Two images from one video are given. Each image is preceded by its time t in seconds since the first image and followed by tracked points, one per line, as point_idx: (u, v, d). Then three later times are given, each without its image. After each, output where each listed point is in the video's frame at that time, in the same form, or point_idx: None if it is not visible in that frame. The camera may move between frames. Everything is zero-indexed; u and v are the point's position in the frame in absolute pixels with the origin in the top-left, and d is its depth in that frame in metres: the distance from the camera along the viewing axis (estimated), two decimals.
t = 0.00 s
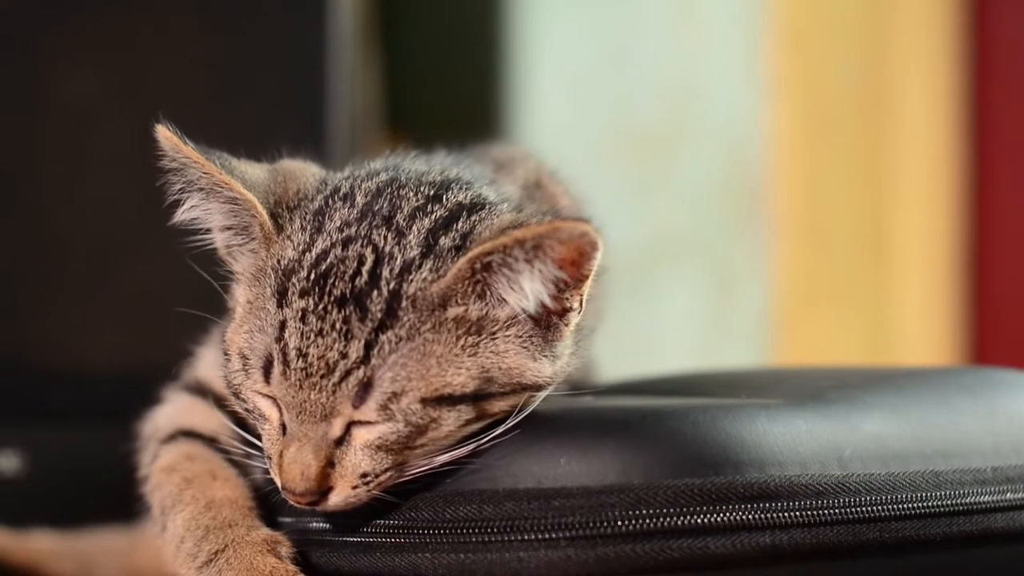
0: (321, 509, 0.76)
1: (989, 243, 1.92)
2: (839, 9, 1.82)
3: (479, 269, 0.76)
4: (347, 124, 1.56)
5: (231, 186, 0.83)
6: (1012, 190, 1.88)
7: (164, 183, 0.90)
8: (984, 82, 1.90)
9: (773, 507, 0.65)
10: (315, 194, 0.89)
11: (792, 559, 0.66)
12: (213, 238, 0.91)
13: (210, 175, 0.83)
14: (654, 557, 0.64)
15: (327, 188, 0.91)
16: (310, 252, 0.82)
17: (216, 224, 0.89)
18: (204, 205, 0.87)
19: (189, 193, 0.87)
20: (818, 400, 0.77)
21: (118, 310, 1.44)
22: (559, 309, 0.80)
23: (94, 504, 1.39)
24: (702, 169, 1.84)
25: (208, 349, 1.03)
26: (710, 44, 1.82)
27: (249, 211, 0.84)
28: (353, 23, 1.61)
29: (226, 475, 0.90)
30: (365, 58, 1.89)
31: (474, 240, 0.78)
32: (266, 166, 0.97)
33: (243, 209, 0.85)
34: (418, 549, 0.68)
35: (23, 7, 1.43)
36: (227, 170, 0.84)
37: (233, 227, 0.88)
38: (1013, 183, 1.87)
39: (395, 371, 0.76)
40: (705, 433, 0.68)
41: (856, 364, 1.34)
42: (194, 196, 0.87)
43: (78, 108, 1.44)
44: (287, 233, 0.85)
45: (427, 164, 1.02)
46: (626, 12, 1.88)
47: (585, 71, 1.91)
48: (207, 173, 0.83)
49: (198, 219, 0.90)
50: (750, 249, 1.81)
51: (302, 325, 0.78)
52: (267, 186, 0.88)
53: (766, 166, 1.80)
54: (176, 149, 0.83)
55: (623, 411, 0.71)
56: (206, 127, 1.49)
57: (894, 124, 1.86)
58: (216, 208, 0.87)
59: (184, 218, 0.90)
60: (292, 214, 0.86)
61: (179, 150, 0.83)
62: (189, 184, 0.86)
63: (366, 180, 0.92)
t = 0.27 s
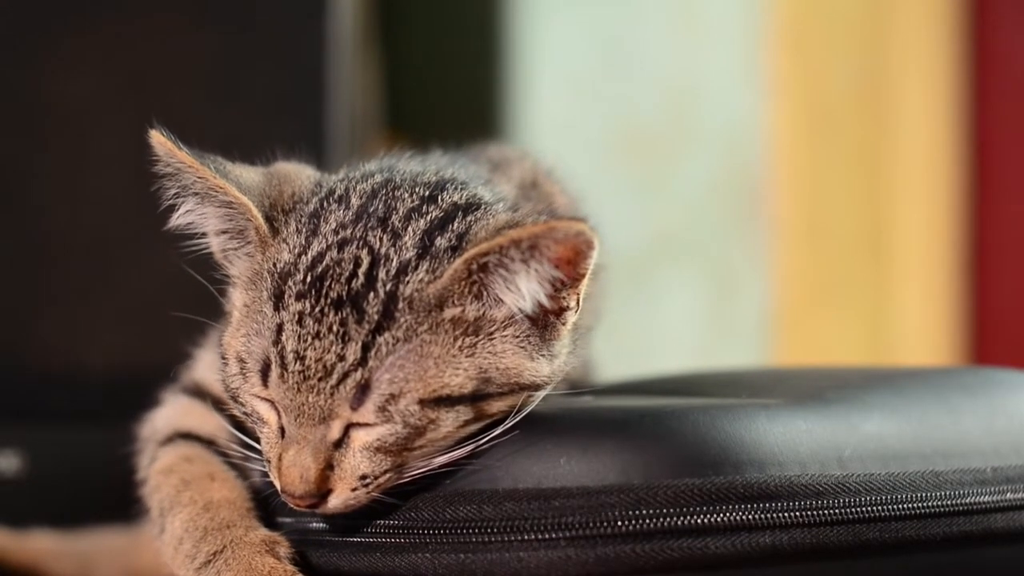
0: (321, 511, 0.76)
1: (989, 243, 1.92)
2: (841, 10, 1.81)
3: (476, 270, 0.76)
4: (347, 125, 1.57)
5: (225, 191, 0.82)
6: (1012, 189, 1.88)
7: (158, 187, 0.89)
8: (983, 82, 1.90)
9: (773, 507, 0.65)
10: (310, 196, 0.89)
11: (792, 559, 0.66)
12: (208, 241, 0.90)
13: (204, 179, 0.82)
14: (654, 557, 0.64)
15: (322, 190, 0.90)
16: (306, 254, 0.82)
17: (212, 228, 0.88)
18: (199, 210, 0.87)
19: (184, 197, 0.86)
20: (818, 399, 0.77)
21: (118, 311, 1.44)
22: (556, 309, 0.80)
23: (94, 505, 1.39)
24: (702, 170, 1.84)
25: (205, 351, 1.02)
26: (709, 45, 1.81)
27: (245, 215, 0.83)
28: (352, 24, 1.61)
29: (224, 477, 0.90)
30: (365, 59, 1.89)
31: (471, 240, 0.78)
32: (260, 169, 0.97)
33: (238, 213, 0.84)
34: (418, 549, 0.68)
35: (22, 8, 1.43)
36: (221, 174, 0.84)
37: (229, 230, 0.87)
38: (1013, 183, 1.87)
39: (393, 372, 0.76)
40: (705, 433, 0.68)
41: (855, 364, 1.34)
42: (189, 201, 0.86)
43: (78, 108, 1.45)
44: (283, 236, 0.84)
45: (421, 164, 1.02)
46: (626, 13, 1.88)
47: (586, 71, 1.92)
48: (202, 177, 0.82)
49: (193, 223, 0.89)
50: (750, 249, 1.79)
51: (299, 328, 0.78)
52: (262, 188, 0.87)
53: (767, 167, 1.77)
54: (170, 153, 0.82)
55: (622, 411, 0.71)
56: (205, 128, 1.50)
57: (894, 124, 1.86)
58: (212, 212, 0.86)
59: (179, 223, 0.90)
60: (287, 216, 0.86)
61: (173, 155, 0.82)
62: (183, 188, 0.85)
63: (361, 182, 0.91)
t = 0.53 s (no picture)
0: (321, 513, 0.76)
1: (989, 243, 1.92)
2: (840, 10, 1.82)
3: (472, 270, 0.76)
4: (348, 125, 1.57)
5: (221, 194, 0.82)
6: (1012, 189, 1.88)
7: (153, 192, 0.89)
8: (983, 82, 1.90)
9: (773, 507, 0.65)
10: (306, 198, 0.89)
11: (792, 559, 0.66)
12: (205, 246, 0.90)
13: (200, 183, 0.82)
14: (654, 557, 0.64)
15: (318, 192, 0.90)
16: (303, 256, 0.82)
17: (208, 232, 0.88)
18: (196, 214, 0.87)
19: (180, 201, 0.86)
20: (817, 399, 0.77)
21: (117, 312, 1.44)
22: (553, 309, 0.80)
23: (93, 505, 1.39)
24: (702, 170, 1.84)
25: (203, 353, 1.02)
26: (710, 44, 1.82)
27: (240, 218, 0.83)
28: (352, 25, 1.62)
29: (223, 478, 0.90)
30: (365, 60, 1.89)
31: (467, 241, 0.78)
32: (254, 171, 0.97)
33: (234, 217, 0.84)
34: (418, 549, 0.68)
35: (22, 9, 1.43)
36: (216, 178, 0.84)
37: (225, 233, 0.87)
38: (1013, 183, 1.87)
39: (391, 373, 0.76)
40: (704, 433, 0.68)
41: (854, 364, 1.34)
42: (184, 205, 0.86)
43: (78, 109, 1.45)
44: (279, 239, 0.84)
45: (417, 165, 1.02)
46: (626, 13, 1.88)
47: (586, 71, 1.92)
48: (197, 181, 0.82)
49: (189, 227, 0.89)
50: (750, 248, 1.80)
51: (296, 330, 0.78)
52: (258, 191, 0.87)
53: (767, 167, 1.79)
54: (165, 157, 0.82)
55: (621, 412, 0.71)
56: (205, 129, 1.50)
57: (892, 124, 1.87)
58: (207, 216, 0.86)
59: (175, 227, 0.89)
60: (283, 219, 0.86)
61: (168, 159, 0.83)
62: (179, 192, 0.85)
63: (356, 183, 0.91)
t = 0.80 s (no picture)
0: (320, 514, 0.76)
1: (989, 243, 1.92)
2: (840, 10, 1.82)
3: (469, 271, 0.76)
4: (348, 125, 1.57)
5: (217, 197, 0.82)
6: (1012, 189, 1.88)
7: (149, 196, 0.89)
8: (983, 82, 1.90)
9: (773, 507, 0.65)
10: (303, 200, 0.88)
11: (792, 559, 0.66)
12: (202, 248, 0.90)
13: (196, 186, 0.82)
14: (654, 557, 0.64)
15: (314, 194, 0.90)
16: (300, 259, 0.82)
17: (205, 234, 0.88)
18: (192, 217, 0.87)
19: (176, 205, 0.86)
20: (817, 399, 0.77)
21: (116, 313, 1.44)
22: (550, 309, 0.80)
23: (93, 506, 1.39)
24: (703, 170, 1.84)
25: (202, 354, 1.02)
26: (710, 44, 1.82)
27: (237, 221, 0.84)
28: (352, 25, 1.62)
29: (222, 479, 0.90)
30: (365, 60, 1.89)
31: (464, 241, 0.78)
32: (251, 174, 0.96)
33: (231, 219, 0.84)
34: (418, 550, 0.68)
35: (21, 9, 1.43)
36: (212, 180, 0.84)
37: (222, 236, 0.87)
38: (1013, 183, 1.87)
39: (388, 375, 0.76)
40: (704, 433, 0.68)
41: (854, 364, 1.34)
42: (181, 208, 0.86)
43: (78, 109, 1.45)
44: (276, 241, 0.84)
45: (414, 165, 1.02)
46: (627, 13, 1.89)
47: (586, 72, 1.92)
48: (193, 185, 0.82)
49: (186, 230, 0.89)
50: (750, 248, 1.80)
51: (293, 332, 0.78)
52: (254, 193, 0.87)
53: (767, 168, 1.79)
54: (161, 161, 0.82)
55: (621, 412, 0.71)
56: (205, 129, 1.50)
57: (892, 125, 1.87)
58: (204, 219, 0.86)
59: (172, 231, 0.89)
60: (279, 222, 0.86)
61: (164, 162, 0.82)
62: (175, 196, 0.85)
63: (353, 185, 0.91)
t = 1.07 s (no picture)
0: (320, 516, 0.76)
1: (989, 243, 1.92)
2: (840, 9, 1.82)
3: (467, 272, 0.76)
4: (348, 125, 1.57)
5: (214, 199, 0.82)
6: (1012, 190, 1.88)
7: (146, 199, 0.89)
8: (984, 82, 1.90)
9: (773, 507, 0.65)
10: (300, 202, 0.88)
11: (792, 559, 0.66)
12: (200, 250, 0.90)
13: (193, 189, 0.82)
14: (654, 557, 0.64)
15: (312, 195, 0.90)
16: (297, 260, 0.82)
17: (203, 236, 0.88)
18: (190, 219, 0.87)
19: (173, 208, 0.86)
20: (817, 399, 0.77)
21: (116, 313, 1.44)
22: (548, 309, 0.80)
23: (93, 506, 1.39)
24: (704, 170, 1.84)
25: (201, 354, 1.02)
26: (710, 43, 1.82)
27: (234, 222, 0.83)
28: (352, 25, 1.62)
29: (221, 479, 0.90)
30: (365, 60, 1.89)
31: (461, 242, 0.78)
32: (248, 175, 0.96)
33: (228, 221, 0.84)
34: (418, 550, 0.68)
35: (21, 9, 1.43)
36: (209, 183, 0.84)
37: (219, 238, 0.87)
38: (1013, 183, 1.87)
39: (386, 376, 0.76)
40: (704, 433, 0.68)
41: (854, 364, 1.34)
42: (177, 210, 0.86)
43: (78, 109, 1.45)
44: (273, 243, 0.84)
45: (412, 166, 1.02)
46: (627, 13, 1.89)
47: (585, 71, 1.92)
48: (190, 187, 0.82)
49: (183, 232, 0.89)
50: (750, 248, 1.80)
51: (291, 334, 0.78)
52: (252, 195, 0.87)
53: (767, 168, 1.79)
54: (158, 164, 0.82)
55: (620, 412, 0.71)
56: (205, 129, 1.50)
57: (892, 125, 1.87)
58: (201, 221, 0.86)
59: (169, 233, 0.89)
60: (277, 224, 0.86)
61: (161, 165, 0.82)
62: (172, 199, 0.85)
63: (350, 186, 0.91)
